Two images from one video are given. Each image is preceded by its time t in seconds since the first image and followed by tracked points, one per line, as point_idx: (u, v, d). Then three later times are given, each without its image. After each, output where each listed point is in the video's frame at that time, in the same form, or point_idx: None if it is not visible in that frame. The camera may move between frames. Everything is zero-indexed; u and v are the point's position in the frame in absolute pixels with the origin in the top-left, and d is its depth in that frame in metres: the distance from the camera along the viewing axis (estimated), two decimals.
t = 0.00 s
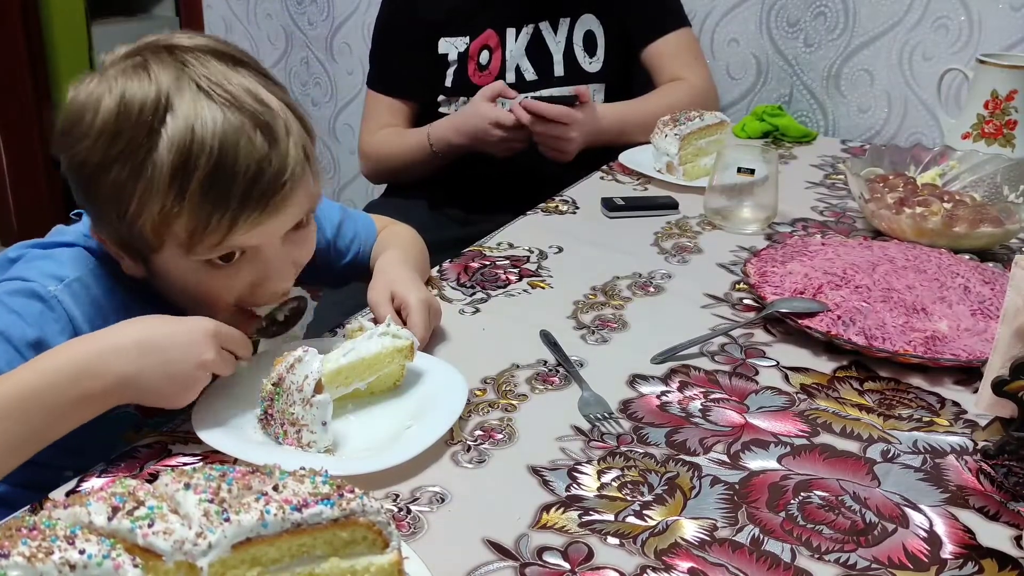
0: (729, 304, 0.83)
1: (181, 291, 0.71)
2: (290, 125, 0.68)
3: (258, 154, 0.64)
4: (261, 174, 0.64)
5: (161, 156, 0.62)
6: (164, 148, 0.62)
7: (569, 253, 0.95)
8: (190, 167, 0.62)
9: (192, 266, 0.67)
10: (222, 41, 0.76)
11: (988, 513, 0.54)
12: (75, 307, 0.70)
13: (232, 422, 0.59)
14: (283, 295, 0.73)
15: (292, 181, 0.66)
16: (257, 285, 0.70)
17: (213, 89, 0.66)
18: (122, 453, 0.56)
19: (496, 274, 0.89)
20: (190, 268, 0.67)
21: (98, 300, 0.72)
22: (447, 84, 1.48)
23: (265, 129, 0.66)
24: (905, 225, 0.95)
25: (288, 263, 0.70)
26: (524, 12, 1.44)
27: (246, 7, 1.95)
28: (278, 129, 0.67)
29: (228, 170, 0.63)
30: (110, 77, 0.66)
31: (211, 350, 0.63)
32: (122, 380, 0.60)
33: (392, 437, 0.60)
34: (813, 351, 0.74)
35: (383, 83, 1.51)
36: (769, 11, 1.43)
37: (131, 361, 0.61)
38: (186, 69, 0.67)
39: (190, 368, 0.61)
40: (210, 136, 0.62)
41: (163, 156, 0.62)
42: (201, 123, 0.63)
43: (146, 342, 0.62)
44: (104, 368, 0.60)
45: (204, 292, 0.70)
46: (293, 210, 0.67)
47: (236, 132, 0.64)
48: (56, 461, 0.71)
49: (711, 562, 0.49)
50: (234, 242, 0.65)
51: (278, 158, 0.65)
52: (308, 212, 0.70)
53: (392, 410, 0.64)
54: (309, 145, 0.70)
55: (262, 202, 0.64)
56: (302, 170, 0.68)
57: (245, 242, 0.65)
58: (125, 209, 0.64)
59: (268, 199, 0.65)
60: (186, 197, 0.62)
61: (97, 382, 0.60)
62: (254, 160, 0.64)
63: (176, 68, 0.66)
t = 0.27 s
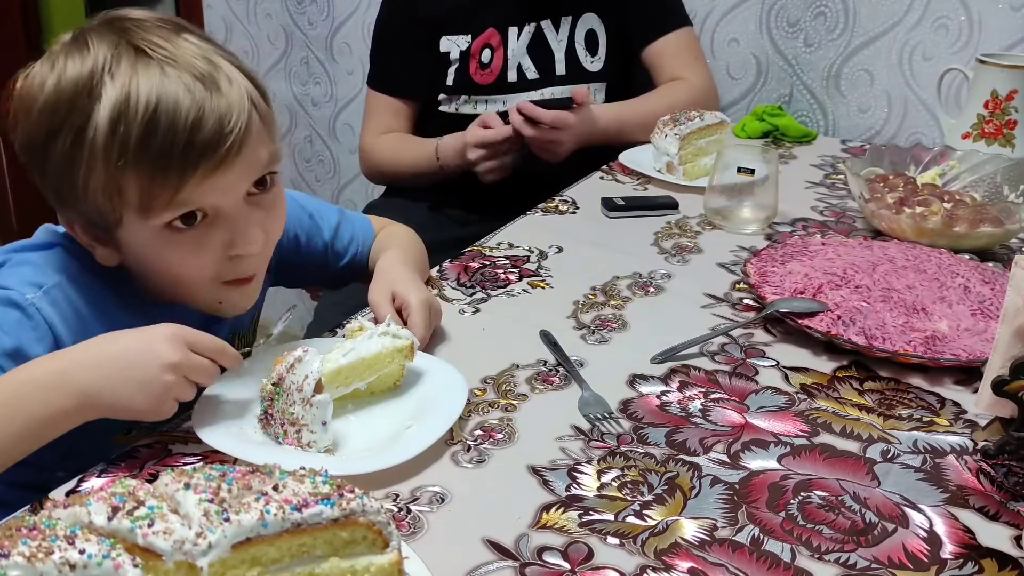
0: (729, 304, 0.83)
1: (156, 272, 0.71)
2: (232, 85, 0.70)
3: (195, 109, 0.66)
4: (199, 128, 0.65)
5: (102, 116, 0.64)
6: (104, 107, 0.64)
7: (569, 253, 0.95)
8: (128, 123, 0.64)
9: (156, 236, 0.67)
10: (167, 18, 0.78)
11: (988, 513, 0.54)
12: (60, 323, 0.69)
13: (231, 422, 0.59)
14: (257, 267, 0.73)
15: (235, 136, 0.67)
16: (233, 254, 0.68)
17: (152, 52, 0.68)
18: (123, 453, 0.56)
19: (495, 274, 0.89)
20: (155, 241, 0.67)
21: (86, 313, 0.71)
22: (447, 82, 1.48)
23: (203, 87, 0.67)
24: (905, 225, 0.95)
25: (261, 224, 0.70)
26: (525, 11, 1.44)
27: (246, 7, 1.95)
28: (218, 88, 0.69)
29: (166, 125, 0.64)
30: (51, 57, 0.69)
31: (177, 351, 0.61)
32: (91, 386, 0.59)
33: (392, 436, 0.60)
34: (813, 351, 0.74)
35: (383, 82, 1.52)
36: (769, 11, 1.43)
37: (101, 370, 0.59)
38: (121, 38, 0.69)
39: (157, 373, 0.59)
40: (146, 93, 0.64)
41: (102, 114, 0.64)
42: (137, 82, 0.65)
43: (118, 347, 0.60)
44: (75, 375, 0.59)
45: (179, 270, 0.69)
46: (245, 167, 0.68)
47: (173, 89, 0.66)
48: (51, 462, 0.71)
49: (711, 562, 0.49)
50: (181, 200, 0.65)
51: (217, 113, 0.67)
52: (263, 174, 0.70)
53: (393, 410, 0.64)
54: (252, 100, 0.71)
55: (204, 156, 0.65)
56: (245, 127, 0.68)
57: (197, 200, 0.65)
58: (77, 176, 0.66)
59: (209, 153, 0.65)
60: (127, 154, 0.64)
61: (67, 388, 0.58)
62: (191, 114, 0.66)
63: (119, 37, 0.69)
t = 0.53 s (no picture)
0: (729, 304, 0.83)
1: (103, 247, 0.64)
2: (163, 47, 0.66)
3: (117, 70, 0.62)
4: (124, 89, 0.61)
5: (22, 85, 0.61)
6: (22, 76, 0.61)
7: (569, 253, 0.95)
8: (45, 90, 0.60)
9: (95, 207, 0.62)
10: None
11: (988, 513, 0.53)
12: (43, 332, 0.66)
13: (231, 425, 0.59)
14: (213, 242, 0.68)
15: (164, 95, 0.63)
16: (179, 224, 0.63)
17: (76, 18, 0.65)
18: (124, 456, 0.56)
19: (495, 274, 0.89)
20: (95, 213, 0.62)
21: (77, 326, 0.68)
22: (446, 81, 1.48)
23: (126, 49, 0.64)
24: (905, 225, 0.95)
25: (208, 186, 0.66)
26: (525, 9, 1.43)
27: (246, 7, 1.95)
28: (145, 50, 0.65)
29: (87, 87, 0.61)
30: None
31: (148, 377, 0.57)
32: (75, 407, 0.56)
33: (392, 434, 0.60)
34: (813, 351, 0.74)
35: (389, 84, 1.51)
36: (769, 11, 1.43)
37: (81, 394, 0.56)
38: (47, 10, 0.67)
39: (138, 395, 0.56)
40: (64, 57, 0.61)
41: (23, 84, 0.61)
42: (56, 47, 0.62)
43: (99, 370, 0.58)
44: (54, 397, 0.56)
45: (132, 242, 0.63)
46: (179, 125, 0.63)
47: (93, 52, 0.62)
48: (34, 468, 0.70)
49: (711, 562, 0.49)
50: (108, 164, 0.61)
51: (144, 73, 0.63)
52: (202, 134, 0.65)
53: (394, 408, 0.64)
54: (184, 60, 0.67)
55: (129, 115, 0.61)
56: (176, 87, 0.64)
57: (125, 162, 0.61)
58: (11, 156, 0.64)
59: (135, 112, 0.61)
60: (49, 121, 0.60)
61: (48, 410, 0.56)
62: (112, 75, 0.62)
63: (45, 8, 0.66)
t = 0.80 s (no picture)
0: (729, 303, 0.83)
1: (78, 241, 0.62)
2: (139, 33, 0.65)
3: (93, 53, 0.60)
4: (99, 70, 0.60)
5: None
6: None
7: (570, 253, 0.95)
8: (17, 68, 0.58)
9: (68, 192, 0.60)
10: None
11: (988, 513, 0.53)
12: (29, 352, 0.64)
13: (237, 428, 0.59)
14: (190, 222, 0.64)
15: (141, 78, 0.61)
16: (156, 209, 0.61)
17: None
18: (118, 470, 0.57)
19: (495, 274, 0.89)
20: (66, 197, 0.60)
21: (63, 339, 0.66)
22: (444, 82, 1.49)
23: (101, 32, 0.62)
24: (905, 225, 0.95)
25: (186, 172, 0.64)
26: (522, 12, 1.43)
27: (246, 6, 1.95)
28: (121, 35, 0.63)
29: (61, 67, 0.59)
30: None
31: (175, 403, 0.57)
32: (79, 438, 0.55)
33: (394, 434, 0.59)
34: (813, 351, 0.74)
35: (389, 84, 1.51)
36: (769, 11, 1.43)
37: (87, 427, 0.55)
38: None
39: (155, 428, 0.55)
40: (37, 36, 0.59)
41: None
42: (28, 25, 0.59)
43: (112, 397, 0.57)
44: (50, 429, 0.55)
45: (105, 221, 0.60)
46: (156, 109, 0.61)
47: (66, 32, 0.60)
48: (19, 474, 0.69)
49: (711, 562, 0.49)
50: (81, 144, 0.58)
51: (121, 57, 0.61)
52: (180, 119, 0.63)
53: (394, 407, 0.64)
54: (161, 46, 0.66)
55: (104, 96, 0.59)
56: (154, 73, 0.63)
57: (99, 142, 0.59)
58: None
59: (112, 93, 0.59)
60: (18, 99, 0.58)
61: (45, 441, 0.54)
62: (87, 58, 0.60)
63: None
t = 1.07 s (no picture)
0: (729, 304, 0.83)
1: (70, 241, 0.62)
2: (140, 29, 0.64)
3: (93, 46, 0.60)
4: (100, 64, 0.59)
5: None
6: None
7: (570, 253, 0.95)
8: (17, 59, 0.57)
9: (62, 185, 0.59)
10: None
11: (988, 513, 0.53)
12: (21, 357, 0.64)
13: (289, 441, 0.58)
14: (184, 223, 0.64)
15: (142, 72, 0.61)
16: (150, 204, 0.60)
17: None
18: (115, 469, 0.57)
19: (496, 274, 0.89)
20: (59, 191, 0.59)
21: (56, 337, 0.66)
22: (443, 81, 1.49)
23: (102, 27, 0.61)
24: (905, 225, 0.95)
25: (182, 167, 0.64)
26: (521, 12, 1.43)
27: (246, 6, 1.95)
28: (122, 29, 0.63)
29: (61, 60, 0.58)
30: None
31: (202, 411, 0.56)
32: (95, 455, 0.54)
33: (437, 431, 0.60)
34: (813, 351, 0.74)
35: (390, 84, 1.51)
36: (769, 11, 1.43)
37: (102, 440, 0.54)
38: None
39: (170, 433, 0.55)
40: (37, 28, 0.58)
41: None
42: (29, 18, 0.59)
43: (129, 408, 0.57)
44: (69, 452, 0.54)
45: (106, 224, 0.61)
46: (155, 103, 0.61)
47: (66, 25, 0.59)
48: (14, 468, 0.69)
49: (711, 562, 0.49)
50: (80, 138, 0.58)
51: (121, 52, 0.61)
52: (179, 114, 0.63)
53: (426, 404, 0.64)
54: (161, 44, 0.65)
55: (104, 88, 0.58)
56: (154, 68, 0.62)
57: (98, 136, 0.58)
58: None
59: (112, 86, 0.59)
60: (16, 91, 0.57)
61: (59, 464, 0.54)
62: (86, 51, 0.59)
63: None
